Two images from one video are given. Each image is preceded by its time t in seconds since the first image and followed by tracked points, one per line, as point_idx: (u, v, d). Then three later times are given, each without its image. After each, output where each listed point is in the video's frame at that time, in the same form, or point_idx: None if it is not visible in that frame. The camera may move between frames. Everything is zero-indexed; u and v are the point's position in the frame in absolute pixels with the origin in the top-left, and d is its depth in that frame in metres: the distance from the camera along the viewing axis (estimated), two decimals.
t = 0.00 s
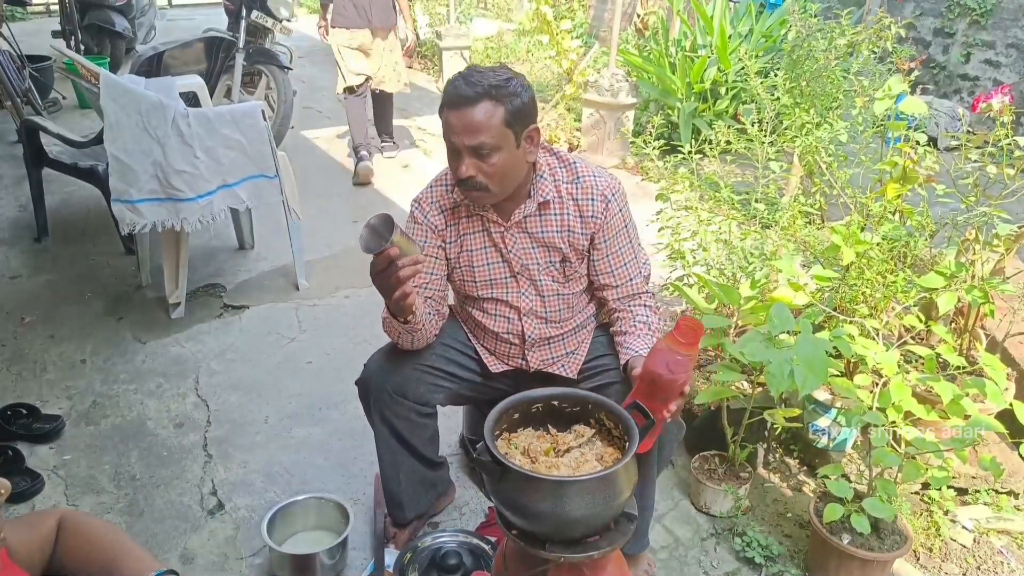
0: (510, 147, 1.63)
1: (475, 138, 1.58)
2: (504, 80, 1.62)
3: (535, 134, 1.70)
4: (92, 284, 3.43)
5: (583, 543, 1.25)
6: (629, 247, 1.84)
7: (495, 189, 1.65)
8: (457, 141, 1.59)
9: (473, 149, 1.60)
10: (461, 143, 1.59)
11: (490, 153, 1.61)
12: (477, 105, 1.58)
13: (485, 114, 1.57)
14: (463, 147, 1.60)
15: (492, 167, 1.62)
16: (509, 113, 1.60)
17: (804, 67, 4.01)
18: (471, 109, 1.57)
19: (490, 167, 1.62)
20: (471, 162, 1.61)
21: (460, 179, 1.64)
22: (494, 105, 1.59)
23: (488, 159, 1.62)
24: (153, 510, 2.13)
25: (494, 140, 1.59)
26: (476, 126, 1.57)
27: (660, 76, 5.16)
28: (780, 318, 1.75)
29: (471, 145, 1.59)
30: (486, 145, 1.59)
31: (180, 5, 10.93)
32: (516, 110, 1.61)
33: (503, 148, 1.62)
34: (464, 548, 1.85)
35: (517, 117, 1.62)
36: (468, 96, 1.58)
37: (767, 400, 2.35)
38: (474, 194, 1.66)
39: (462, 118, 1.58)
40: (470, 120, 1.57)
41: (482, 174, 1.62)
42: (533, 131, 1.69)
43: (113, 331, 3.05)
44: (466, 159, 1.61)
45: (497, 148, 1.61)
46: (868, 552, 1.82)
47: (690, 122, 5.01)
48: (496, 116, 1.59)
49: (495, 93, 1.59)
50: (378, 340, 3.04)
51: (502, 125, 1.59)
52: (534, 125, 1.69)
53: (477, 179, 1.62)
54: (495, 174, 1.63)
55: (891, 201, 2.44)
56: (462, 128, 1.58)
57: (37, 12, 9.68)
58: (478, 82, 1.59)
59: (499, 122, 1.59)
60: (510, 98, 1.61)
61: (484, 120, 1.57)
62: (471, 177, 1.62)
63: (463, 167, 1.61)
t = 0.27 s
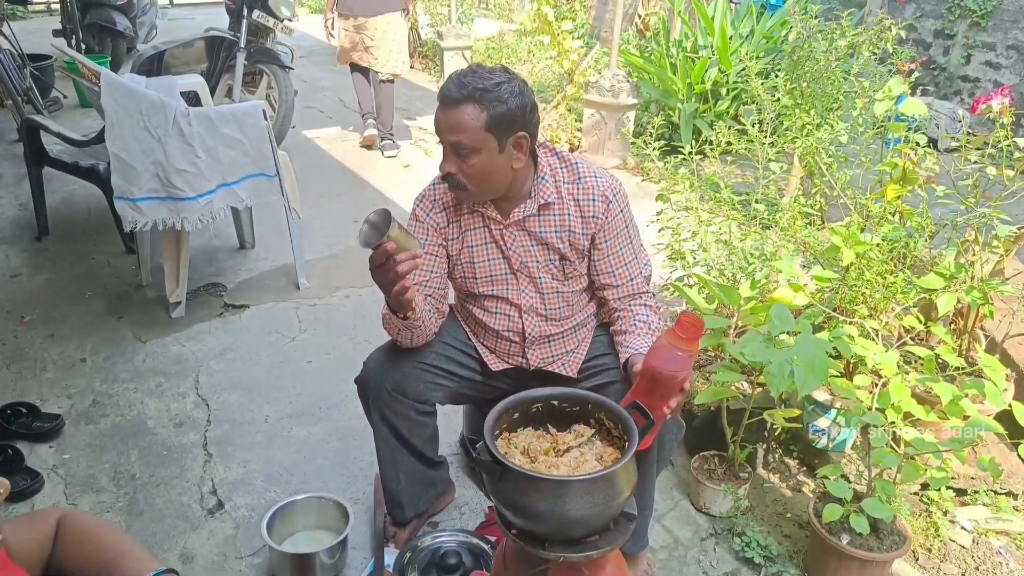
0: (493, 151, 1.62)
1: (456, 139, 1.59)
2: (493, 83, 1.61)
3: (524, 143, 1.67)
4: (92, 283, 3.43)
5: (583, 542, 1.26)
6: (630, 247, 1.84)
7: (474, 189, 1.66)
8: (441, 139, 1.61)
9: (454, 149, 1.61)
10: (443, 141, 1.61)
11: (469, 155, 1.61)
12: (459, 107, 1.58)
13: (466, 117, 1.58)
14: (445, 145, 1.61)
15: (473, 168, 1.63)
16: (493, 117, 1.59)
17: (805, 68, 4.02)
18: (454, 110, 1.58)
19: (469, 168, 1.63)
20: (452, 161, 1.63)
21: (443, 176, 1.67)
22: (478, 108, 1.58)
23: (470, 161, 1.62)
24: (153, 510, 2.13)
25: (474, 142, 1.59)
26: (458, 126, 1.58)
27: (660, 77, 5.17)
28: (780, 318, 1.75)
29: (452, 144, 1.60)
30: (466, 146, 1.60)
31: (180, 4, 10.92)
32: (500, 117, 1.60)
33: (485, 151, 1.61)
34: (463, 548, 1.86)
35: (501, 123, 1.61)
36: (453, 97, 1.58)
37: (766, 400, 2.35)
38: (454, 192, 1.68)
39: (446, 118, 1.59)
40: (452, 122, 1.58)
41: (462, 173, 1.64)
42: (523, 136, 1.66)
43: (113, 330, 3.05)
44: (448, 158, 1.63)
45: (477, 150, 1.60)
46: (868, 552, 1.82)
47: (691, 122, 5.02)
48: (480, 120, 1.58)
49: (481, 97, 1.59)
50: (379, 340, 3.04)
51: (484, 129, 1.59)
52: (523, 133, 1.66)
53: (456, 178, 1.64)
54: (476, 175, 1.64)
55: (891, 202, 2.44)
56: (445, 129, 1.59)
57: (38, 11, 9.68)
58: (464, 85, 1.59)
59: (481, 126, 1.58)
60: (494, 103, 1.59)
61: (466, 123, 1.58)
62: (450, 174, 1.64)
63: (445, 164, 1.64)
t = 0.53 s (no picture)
0: (510, 136, 1.64)
1: (476, 130, 1.58)
2: (497, 71, 1.63)
3: (531, 124, 1.72)
4: (93, 282, 3.44)
5: (583, 541, 1.26)
6: (625, 244, 1.84)
7: (499, 180, 1.66)
8: (457, 134, 1.59)
9: (474, 141, 1.60)
10: (462, 135, 1.59)
11: (491, 143, 1.61)
12: (473, 98, 1.58)
13: (484, 106, 1.58)
14: (464, 139, 1.60)
15: (495, 156, 1.63)
16: (507, 102, 1.61)
17: (806, 68, 4.02)
18: (468, 103, 1.58)
19: (493, 157, 1.63)
20: (473, 153, 1.61)
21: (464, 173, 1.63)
22: (491, 96, 1.59)
23: (489, 150, 1.62)
24: (153, 508, 2.14)
25: (494, 129, 1.60)
26: (475, 117, 1.58)
27: (661, 77, 5.17)
28: (781, 318, 1.75)
29: (473, 135, 1.59)
30: (487, 135, 1.60)
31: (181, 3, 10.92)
32: (513, 99, 1.63)
33: (504, 137, 1.62)
34: (463, 546, 1.86)
35: (516, 104, 1.64)
36: (463, 89, 1.58)
37: (766, 400, 2.36)
38: (479, 187, 1.65)
39: (460, 112, 1.58)
40: (469, 114, 1.58)
41: (484, 165, 1.62)
42: (527, 120, 1.70)
43: (113, 329, 3.05)
44: (468, 151, 1.61)
45: (498, 137, 1.61)
46: (867, 552, 1.82)
47: (691, 122, 5.03)
48: (496, 105, 1.60)
49: (492, 83, 1.61)
50: (379, 339, 3.05)
51: (501, 114, 1.60)
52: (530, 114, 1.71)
53: (480, 171, 1.62)
54: (501, 163, 1.64)
55: (891, 202, 2.44)
56: (461, 122, 1.58)
57: (37, 10, 9.68)
58: (471, 77, 1.60)
59: (498, 112, 1.60)
60: (505, 89, 1.62)
61: (484, 112, 1.58)
62: (475, 169, 1.62)
63: (466, 159, 1.61)
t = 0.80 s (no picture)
0: (523, 116, 1.66)
1: (493, 110, 1.59)
2: (505, 53, 1.65)
3: (536, 106, 1.73)
4: (91, 270, 3.43)
5: (581, 531, 1.27)
6: (624, 232, 1.84)
7: (514, 162, 1.67)
8: (473, 115, 1.59)
9: (491, 121, 1.61)
10: (478, 116, 1.59)
11: (507, 123, 1.62)
12: (488, 78, 1.59)
13: (499, 86, 1.59)
14: (481, 119, 1.59)
15: (510, 137, 1.64)
16: (518, 83, 1.63)
17: (809, 59, 4.01)
18: (483, 83, 1.58)
19: (509, 137, 1.64)
20: (489, 134, 1.61)
21: (480, 155, 1.63)
22: (504, 76, 1.61)
23: (504, 130, 1.64)
24: (152, 496, 2.14)
25: (510, 109, 1.61)
26: (490, 98, 1.58)
27: (663, 68, 5.16)
28: (781, 310, 1.75)
29: (490, 116, 1.60)
30: (504, 115, 1.61)
31: None
32: (523, 81, 1.65)
33: (518, 117, 1.64)
34: (461, 535, 1.87)
35: (524, 87, 1.66)
36: (476, 70, 1.59)
37: (764, 392, 2.36)
38: (494, 169, 1.65)
39: (476, 92, 1.58)
40: (485, 94, 1.58)
41: (500, 145, 1.63)
42: (533, 102, 1.72)
43: (112, 318, 3.05)
44: (484, 133, 1.61)
45: (513, 117, 1.63)
46: (863, 543, 1.83)
47: (693, 114, 5.01)
48: (508, 85, 1.61)
49: (504, 64, 1.62)
50: (378, 329, 3.05)
51: (515, 95, 1.62)
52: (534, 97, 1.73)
53: (497, 152, 1.62)
54: (516, 144, 1.66)
55: (893, 194, 2.44)
56: (477, 103, 1.59)
57: None
58: (483, 58, 1.61)
59: (512, 92, 1.61)
60: (515, 70, 1.63)
61: (499, 92, 1.59)
62: (493, 151, 1.62)
63: (483, 140, 1.61)
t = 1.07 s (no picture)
0: (530, 109, 1.66)
1: (502, 101, 1.59)
2: (511, 44, 1.65)
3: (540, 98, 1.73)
4: (90, 261, 3.43)
5: (580, 523, 1.27)
6: (626, 225, 1.84)
7: (521, 154, 1.66)
8: (481, 106, 1.59)
9: (499, 113, 1.60)
10: (486, 107, 1.59)
11: (514, 115, 1.62)
12: (497, 69, 1.59)
13: (507, 77, 1.59)
14: (489, 111, 1.59)
15: (517, 129, 1.64)
16: (526, 75, 1.64)
17: (809, 52, 4.00)
18: (491, 74, 1.58)
19: (515, 129, 1.63)
20: (496, 125, 1.61)
21: (486, 146, 1.62)
22: (512, 68, 1.61)
23: (511, 122, 1.63)
24: (151, 488, 2.15)
25: (518, 101, 1.61)
26: (497, 89, 1.58)
27: (663, 60, 5.14)
28: (780, 303, 1.75)
29: (498, 107, 1.60)
30: (511, 107, 1.61)
31: None
32: (529, 73, 1.65)
33: (525, 109, 1.64)
34: (460, 528, 1.87)
35: (531, 79, 1.66)
36: (485, 60, 1.59)
37: (763, 384, 2.36)
38: (500, 160, 1.65)
39: (484, 83, 1.58)
40: (492, 84, 1.58)
41: (507, 137, 1.63)
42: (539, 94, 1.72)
43: (110, 309, 3.05)
44: (491, 124, 1.61)
45: (520, 109, 1.63)
46: (861, 535, 1.83)
47: (693, 106, 4.99)
48: (515, 76, 1.61)
49: (511, 56, 1.62)
50: (377, 321, 3.05)
51: (523, 87, 1.62)
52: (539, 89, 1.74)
53: (504, 144, 1.62)
54: (523, 136, 1.65)
55: (892, 188, 2.44)
56: (485, 93, 1.58)
57: None
58: (491, 48, 1.60)
59: (519, 84, 1.61)
60: (522, 61, 1.63)
61: (507, 83, 1.59)
62: (500, 142, 1.62)
63: (490, 131, 1.61)
